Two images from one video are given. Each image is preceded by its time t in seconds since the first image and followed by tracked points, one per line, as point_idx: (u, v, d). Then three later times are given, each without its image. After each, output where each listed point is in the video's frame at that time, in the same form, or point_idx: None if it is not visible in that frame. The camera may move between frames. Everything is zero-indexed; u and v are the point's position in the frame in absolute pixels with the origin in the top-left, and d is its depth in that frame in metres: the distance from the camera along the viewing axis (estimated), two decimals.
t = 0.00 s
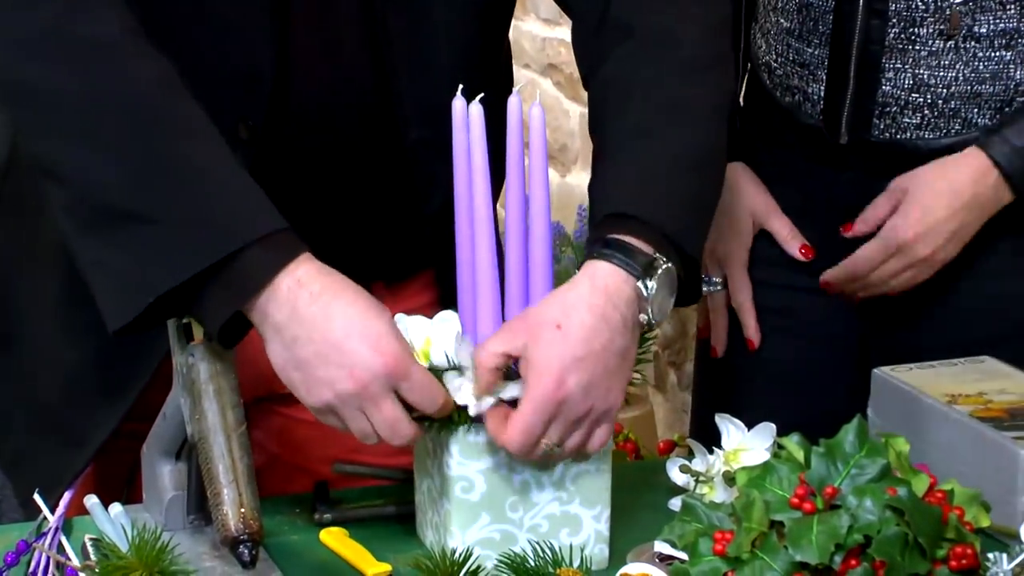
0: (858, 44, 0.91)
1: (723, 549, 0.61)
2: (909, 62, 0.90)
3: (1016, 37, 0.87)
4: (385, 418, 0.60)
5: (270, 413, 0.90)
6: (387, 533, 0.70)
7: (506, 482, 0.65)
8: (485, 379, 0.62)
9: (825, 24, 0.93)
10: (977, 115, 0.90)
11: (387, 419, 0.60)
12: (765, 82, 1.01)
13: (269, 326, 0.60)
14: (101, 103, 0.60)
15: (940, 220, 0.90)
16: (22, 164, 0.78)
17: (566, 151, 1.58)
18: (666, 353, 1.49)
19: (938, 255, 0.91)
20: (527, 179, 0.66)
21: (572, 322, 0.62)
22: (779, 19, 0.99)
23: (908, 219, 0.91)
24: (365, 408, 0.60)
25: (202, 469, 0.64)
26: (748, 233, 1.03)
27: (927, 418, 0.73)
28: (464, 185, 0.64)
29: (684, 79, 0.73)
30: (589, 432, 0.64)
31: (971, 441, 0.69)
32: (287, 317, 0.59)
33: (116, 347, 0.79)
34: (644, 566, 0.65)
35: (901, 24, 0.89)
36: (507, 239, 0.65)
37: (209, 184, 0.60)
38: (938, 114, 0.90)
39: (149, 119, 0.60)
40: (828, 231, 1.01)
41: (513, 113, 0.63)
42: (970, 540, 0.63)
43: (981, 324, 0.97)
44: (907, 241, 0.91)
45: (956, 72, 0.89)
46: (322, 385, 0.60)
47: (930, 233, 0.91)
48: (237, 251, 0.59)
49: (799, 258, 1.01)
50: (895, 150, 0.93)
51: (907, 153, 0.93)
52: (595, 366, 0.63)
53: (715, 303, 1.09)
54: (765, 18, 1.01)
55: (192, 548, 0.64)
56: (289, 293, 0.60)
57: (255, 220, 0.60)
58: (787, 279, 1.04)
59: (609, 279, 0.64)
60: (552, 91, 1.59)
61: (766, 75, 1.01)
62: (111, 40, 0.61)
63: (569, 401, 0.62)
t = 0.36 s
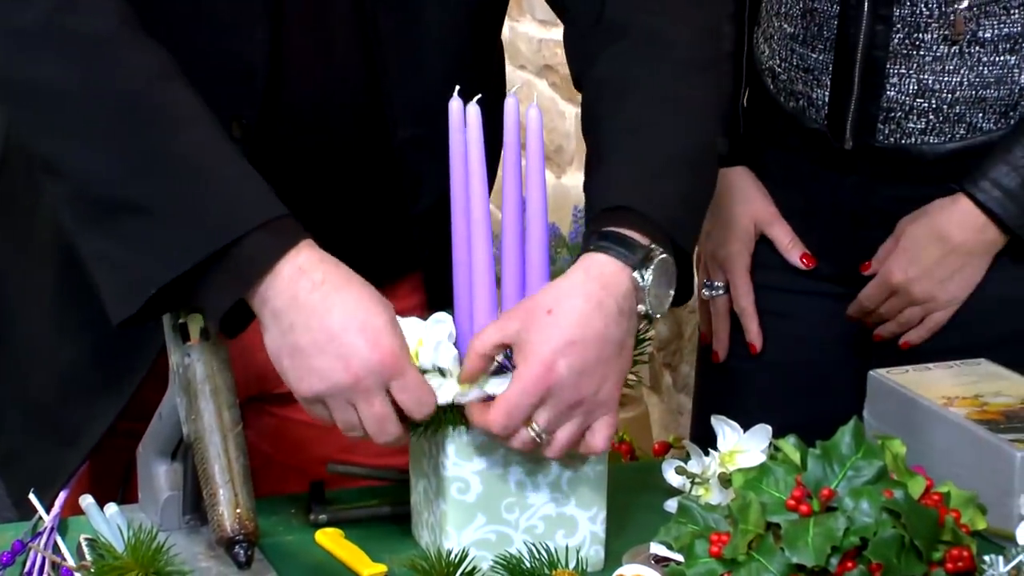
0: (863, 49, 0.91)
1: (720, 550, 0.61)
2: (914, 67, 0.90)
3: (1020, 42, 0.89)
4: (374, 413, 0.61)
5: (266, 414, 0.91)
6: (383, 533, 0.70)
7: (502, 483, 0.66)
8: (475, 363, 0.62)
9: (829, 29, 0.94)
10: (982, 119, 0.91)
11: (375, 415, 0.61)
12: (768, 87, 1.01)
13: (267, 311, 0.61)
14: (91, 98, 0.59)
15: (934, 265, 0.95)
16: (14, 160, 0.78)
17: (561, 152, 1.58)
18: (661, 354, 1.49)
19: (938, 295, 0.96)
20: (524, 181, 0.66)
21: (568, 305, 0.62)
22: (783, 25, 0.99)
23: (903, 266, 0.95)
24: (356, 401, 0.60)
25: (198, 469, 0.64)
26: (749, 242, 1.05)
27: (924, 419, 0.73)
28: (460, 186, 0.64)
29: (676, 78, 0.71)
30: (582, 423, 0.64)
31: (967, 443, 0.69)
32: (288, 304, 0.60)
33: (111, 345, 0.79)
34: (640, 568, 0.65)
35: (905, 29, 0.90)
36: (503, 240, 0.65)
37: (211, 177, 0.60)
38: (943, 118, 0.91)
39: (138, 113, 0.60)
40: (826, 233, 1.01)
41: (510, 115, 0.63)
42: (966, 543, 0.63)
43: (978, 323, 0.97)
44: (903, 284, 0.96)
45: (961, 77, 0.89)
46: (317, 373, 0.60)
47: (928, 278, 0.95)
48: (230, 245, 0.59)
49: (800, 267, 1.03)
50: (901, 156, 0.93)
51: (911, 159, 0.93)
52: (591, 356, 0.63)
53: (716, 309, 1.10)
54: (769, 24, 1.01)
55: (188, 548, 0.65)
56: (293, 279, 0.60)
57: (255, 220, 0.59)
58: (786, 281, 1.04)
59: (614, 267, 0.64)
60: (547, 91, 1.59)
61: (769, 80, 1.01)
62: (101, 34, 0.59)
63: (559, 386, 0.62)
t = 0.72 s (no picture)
0: (854, 54, 0.93)
1: (719, 551, 0.61)
2: (905, 72, 0.92)
3: (1012, 46, 0.89)
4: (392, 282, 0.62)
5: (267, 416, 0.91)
6: (382, 534, 0.70)
7: (500, 484, 0.65)
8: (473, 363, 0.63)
9: (821, 33, 0.95)
10: (974, 123, 0.92)
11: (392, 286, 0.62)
12: (761, 89, 1.03)
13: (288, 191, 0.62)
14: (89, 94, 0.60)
15: (927, 271, 0.96)
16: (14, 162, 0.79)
17: (559, 153, 1.55)
18: (659, 354, 1.49)
19: (931, 300, 0.98)
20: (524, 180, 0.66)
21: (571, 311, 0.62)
22: (775, 27, 1.01)
23: (896, 271, 0.97)
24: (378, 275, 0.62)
25: (195, 468, 0.64)
26: (742, 243, 1.07)
27: (923, 421, 0.72)
28: (457, 184, 0.64)
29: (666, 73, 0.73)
30: (584, 428, 0.64)
31: (966, 444, 0.69)
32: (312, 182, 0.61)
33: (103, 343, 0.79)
34: (639, 568, 0.65)
35: (897, 34, 0.91)
36: (502, 239, 0.65)
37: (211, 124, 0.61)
38: (935, 123, 0.92)
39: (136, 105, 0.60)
40: (820, 232, 1.03)
41: (509, 114, 0.63)
42: (966, 544, 0.63)
43: (972, 321, 0.99)
44: (896, 288, 0.97)
45: (952, 82, 0.91)
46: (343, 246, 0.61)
47: (921, 283, 0.97)
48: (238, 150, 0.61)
49: (793, 270, 1.05)
50: (893, 159, 0.95)
51: (903, 162, 0.95)
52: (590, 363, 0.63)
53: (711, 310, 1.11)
54: (762, 26, 1.03)
55: (186, 548, 0.65)
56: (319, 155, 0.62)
57: (268, 140, 0.61)
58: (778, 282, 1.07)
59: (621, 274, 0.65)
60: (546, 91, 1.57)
61: (762, 82, 1.03)
62: (101, 29, 0.61)
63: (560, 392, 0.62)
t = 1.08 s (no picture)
0: (857, 51, 0.96)
1: (726, 548, 0.61)
2: (908, 70, 0.95)
3: (1014, 45, 0.93)
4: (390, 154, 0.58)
5: (273, 415, 0.91)
6: (388, 532, 0.70)
7: (506, 482, 0.65)
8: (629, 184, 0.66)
9: (823, 31, 0.99)
10: (976, 121, 0.95)
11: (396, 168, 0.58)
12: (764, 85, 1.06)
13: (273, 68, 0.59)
14: (105, 96, 0.61)
15: (929, 272, 0.98)
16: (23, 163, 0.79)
17: (564, 151, 1.54)
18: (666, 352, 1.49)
19: (934, 301, 0.99)
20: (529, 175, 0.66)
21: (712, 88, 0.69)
22: (778, 25, 1.04)
23: (898, 273, 0.98)
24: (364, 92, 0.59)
25: (201, 467, 0.64)
26: (744, 242, 1.08)
27: (928, 418, 0.72)
28: (461, 177, 0.64)
29: (666, 82, 0.76)
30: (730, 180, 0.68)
31: (973, 442, 0.69)
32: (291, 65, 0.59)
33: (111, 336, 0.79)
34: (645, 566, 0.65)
35: (899, 32, 0.94)
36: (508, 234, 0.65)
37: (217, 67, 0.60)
38: (936, 120, 0.95)
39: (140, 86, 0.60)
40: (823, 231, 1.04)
41: (515, 112, 0.63)
42: (973, 542, 0.63)
43: (973, 320, 1.00)
44: (898, 290, 0.99)
45: (955, 79, 0.94)
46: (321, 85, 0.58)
47: (923, 284, 0.98)
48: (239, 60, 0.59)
49: (796, 268, 1.06)
50: (894, 157, 0.98)
51: (905, 159, 0.97)
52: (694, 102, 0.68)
53: (714, 309, 1.14)
54: (763, 23, 1.07)
55: (192, 546, 0.65)
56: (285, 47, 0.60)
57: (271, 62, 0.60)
58: (784, 280, 1.08)
59: (700, 131, 0.66)
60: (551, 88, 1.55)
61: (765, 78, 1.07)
62: None
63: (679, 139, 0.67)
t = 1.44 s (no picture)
0: (854, 47, 0.97)
1: (728, 549, 0.62)
2: (904, 66, 0.96)
3: (1010, 42, 0.93)
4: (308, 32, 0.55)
5: (271, 414, 0.89)
6: (392, 532, 0.70)
7: (510, 483, 0.66)
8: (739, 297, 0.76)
9: (821, 27, 0.99)
10: (973, 118, 0.96)
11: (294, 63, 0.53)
12: (762, 83, 1.06)
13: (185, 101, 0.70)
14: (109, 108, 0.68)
15: (923, 271, 0.98)
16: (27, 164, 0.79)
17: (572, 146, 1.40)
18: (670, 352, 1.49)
19: (928, 300, 0.99)
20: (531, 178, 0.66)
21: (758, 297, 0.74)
22: (777, 22, 1.04)
23: (894, 271, 0.99)
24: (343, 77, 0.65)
25: (206, 469, 0.64)
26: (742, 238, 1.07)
27: (931, 415, 0.72)
28: (467, 182, 0.65)
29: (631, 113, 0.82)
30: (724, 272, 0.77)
31: (973, 441, 0.69)
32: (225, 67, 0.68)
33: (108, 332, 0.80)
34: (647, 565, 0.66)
35: (896, 28, 0.95)
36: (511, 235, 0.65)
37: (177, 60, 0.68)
38: (933, 117, 0.96)
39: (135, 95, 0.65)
40: (820, 230, 1.05)
41: (517, 114, 0.63)
42: (976, 541, 0.63)
43: (970, 319, 1.00)
44: (894, 288, 0.99)
45: (951, 76, 0.95)
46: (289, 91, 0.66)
47: (918, 282, 0.99)
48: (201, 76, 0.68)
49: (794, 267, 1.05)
50: (891, 154, 0.98)
51: (902, 156, 0.98)
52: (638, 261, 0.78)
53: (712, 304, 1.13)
54: (764, 21, 1.07)
55: (197, 548, 0.65)
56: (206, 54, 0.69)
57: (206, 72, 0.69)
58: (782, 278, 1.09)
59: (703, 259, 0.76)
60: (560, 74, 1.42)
61: (763, 76, 1.07)
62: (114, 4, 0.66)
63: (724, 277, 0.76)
